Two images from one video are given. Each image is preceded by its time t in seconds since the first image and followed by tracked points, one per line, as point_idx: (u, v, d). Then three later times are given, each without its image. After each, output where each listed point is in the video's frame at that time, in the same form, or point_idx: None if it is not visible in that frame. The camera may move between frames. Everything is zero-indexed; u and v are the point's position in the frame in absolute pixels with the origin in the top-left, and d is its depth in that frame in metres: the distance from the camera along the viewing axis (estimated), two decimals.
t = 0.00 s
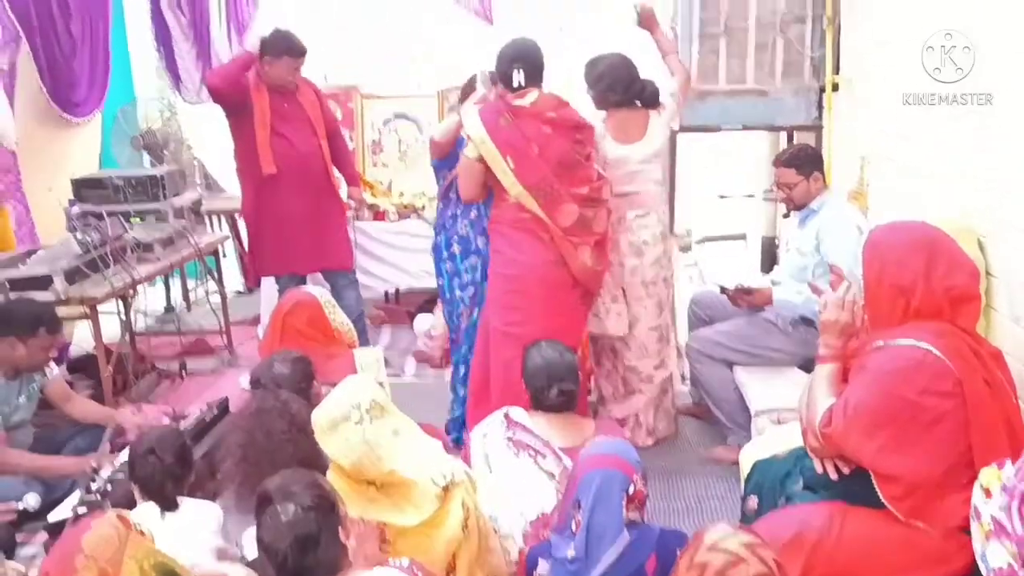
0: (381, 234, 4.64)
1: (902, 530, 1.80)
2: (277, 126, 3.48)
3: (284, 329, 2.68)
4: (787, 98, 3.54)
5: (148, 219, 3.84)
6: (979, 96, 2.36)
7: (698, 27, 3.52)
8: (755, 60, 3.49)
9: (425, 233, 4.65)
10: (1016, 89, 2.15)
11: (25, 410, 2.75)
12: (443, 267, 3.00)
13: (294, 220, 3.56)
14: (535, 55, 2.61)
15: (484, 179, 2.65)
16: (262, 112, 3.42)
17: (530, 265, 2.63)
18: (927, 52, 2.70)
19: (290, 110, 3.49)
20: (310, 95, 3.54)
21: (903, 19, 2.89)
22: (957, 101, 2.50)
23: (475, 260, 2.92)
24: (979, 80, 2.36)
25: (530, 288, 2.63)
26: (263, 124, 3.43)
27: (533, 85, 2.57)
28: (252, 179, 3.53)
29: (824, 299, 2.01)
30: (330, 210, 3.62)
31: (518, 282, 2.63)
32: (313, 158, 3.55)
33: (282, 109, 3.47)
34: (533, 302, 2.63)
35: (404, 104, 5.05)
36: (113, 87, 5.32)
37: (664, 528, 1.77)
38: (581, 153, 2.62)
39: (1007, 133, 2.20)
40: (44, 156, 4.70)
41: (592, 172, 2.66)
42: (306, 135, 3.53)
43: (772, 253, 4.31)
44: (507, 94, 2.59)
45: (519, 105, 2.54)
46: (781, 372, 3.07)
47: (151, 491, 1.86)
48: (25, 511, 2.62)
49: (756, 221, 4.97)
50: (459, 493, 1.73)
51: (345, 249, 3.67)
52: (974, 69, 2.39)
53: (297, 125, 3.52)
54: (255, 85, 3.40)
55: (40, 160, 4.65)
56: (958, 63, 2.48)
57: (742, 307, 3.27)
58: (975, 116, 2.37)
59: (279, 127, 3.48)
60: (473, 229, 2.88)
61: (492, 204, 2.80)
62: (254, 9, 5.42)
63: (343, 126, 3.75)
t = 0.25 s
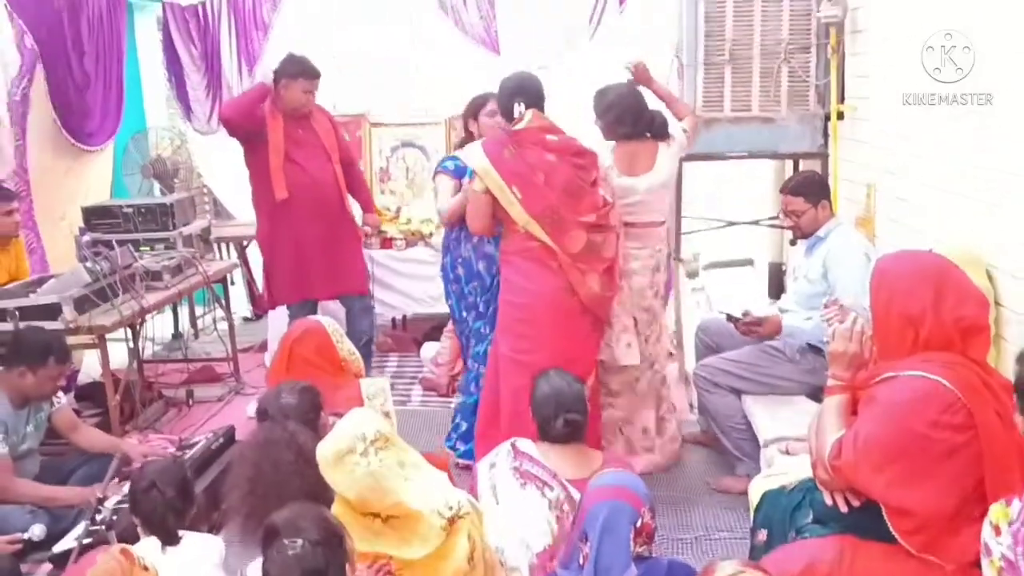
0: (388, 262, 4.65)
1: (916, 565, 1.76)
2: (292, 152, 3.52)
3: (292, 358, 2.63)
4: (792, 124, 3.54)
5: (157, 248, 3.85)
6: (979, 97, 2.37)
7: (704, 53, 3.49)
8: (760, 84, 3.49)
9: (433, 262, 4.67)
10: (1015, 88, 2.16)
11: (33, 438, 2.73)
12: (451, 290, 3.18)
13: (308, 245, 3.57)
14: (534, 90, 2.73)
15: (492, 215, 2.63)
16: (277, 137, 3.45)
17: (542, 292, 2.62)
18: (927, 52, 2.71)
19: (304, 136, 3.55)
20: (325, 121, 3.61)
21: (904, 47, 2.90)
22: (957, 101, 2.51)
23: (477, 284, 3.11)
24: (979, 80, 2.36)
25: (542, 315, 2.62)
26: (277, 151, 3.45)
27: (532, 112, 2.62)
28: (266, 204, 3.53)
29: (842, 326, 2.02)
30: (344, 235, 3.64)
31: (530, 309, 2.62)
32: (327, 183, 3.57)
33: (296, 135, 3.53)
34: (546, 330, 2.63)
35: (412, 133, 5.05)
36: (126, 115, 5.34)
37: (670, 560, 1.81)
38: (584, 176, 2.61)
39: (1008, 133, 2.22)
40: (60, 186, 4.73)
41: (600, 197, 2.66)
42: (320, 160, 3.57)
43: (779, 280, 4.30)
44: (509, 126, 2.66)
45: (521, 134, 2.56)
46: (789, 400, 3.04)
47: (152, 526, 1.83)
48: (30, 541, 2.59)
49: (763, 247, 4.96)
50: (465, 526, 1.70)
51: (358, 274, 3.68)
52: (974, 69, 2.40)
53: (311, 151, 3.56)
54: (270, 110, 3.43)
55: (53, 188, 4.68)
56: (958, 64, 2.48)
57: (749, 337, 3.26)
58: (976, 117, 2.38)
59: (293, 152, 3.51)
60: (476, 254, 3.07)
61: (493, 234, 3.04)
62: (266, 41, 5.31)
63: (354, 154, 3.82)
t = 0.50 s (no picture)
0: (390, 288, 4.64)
1: None
2: (305, 175, 3.54)
3: (294, 385, 2.61)
4: (796, 153, 3.54)
5: (162, 273, 3.86)
6: (979, 96, 2.38)
7: (707, 81, 3.52)
8: (763, 114, 3.51)
9: (435, 287, 4.66)
10: (1016, 85, 2.17)
11: (34, 463, 2.73)
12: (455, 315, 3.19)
13: (316, 268, 3.57)
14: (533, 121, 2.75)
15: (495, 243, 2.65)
16: (290, 159, 3.49)
17: (550, 316, 2.59)
18: (927, 51, 2.72)
19: (318, 160, 3.57)
20: (342, 145, 3.62)
21: (905, 76, 2.92)
22: (957, 100, 2.52)
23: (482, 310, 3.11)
24: (979, 80, 2.38)
25: (549, 340, 2.60)
26: (289, 173, 3.48)
27: (530, 140, 2.65)
28: (276, 225, 3.56)
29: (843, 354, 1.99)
30: (355, 260, 3.63)
31: (539, 337, 2.60)
32: (338, 207, 3.58)
33: (310, 159, 3.56)
34: (551, 357, 2.59)
35: (415, 160, 5.02)
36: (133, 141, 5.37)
37: None
38: (586, 203, 2.63)
39: (1007, 134, 2.22)
40: (63, 213, 4.76)
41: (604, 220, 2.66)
42: (333, 185, 3.58)
43: (783, 306, 4.29)
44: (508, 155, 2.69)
45: (521, 161, 2.58)
46: (793, 428, 3.03)
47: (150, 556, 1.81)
48: (29, 567, 2.49)
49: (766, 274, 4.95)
50: (466, 555, 1.68)
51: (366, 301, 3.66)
52: (974, 68, 2.41)
53: (324, 175, 3.57)
54: (284, 133, 3.49)
55: (59, 213, 4.72)
56: (958, 63, 2.49)
57: (752, 364, 3.25)
58: (976, 116, 2.39)
59: (305, 175, 3.54)
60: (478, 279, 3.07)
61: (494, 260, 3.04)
62: (273, 68, 5.33)
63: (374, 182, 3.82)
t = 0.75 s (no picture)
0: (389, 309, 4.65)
1: None
2: (314, 197, 3.58)
3: (292, 409, 2.60)
4: (793, 179, 3.58)
5: (161, 293, 3.87)
6: (979, 97, 2.38)
7: (705, 108, 3.55)
8: (761, 141, 3.53)
9: (433, 310, 4.67)
10: (1015, 89, 2.17)
11: (31, 483, 2.73)
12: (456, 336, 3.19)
13: (319, 289, 3.58)
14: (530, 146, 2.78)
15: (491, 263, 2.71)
16: (300, 180, 3.55)
17: (547, 340, 2.60)
18: (927, 51, 2.70)
19: (330, 182, 3.61)
20: (355, 170, 3.64)
21: (902, 105, 2.94)
22: (957, 101, 2.52)
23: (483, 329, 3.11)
24: (979, 80, 2.38)
25: (546, 364, 2.60)
26: (297, 194, 3.54)
27: (528, 164, 2.69)
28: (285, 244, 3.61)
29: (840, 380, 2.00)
30: (360, 283, 3.63)
31: (537, 361, 2.60)
32: (345, 230, 3.59)
33: (321, 182, 3.59)
34: (549, 382, 2.59)
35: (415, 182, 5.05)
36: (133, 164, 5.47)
37: None
38: (583, 228, 2.64)
39: (1007, 133, 2.22)
40: (62, 234, 4.78)
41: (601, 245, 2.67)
42: (341, 207, 3.60)
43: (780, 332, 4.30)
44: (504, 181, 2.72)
45: (516, 185, 2.62)
46: (790, 454, 3.03)
47: None
48: None
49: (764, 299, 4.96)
50: None
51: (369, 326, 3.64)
52: (974, 68, 2.41)
53: (333, 198, 3.60)
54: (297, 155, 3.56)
55: (59, 233, 4.75)
56: (957, 64, 2.50)
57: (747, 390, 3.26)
58: (976, 116, 2.39)
59: (315, 196, 3.58)
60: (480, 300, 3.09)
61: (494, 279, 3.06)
62: (275, 92, 5.30)
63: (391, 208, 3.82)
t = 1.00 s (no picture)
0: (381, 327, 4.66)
1: None
2: (316, 214, 3.61)
3: (281, 424, 2.62)
4: (781, 203, 3.62)
5: (152, 308, 3.87)
6: (979, 97, 2.33)
7: (695, 131, 3.60)
8: (750, 166, 3.58)
9: (424, 327, 4.68)
10: (1015, 89, 2.13)
11: (19, 497, 2.73)
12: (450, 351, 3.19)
13: (313, 305, 3.61)
14: (519, 167, 2.81)
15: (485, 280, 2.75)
16: (302, 197, 3.60)
17: (532, 359, 2.62)
18: (926, 52, 2.65)
19: (332, 200, 3.63)
20: (360, 188, 3.63)
21: (890, 130, 2.98)
22: (957, 100, 2.47)
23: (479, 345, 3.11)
24: (979, 80, 2.33)
25: (530, 382, 2.62)
26: (297, 211, 3.59)
27: (514, 185, 2.73)
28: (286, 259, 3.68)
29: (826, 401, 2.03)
30: (356, 302, 3.62)
31: (521, 379, 2.63)
32: (343, 248, 3.60)
33: (324, 199, 3.62)
34: (532, 400, 2.62)
35: (408, 201, 5.08)
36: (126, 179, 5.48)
37: None
38: (569, 248, 2.65)
39: (1007, 133, 2.17)
40: (58, 248, 4.79)
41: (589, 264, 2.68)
42: (340, 225, 3.61)
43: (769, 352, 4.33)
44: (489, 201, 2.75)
45: (501, 206, 2.66)
46: (776, 474, 3.05)
47: None
48: None
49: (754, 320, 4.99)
50: None
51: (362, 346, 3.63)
52: (974, 68, 2.37)
53: (333, 216, 3.62)
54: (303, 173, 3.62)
55: (53, 249, 4.76)
56: (958, 64, 2.45)
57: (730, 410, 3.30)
58: (976, 116, 2.34)
59: (315, 213, 3.61)
60: (475, 315, 3.08)
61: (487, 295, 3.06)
62: (269, 109, 5.33)
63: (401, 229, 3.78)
